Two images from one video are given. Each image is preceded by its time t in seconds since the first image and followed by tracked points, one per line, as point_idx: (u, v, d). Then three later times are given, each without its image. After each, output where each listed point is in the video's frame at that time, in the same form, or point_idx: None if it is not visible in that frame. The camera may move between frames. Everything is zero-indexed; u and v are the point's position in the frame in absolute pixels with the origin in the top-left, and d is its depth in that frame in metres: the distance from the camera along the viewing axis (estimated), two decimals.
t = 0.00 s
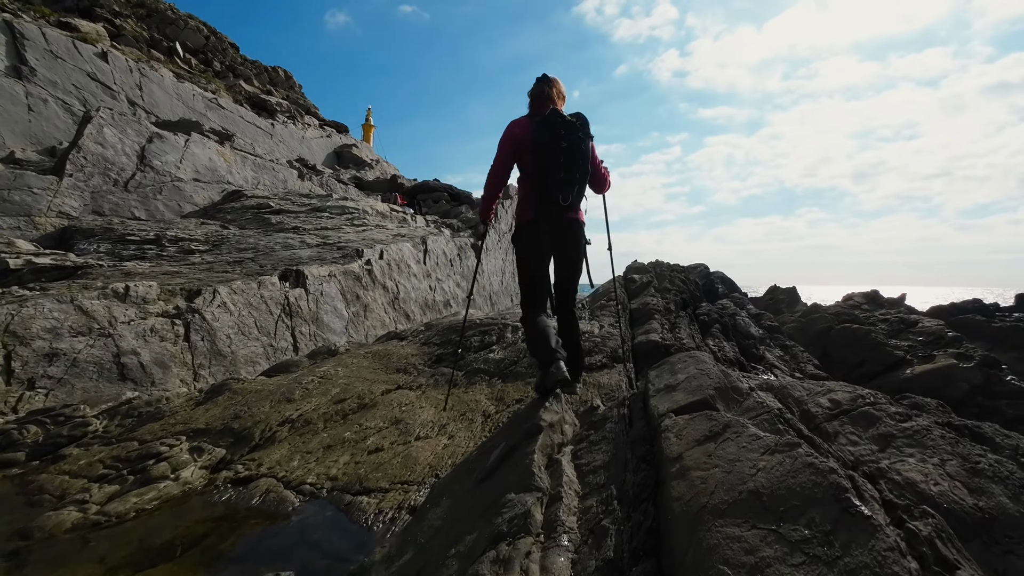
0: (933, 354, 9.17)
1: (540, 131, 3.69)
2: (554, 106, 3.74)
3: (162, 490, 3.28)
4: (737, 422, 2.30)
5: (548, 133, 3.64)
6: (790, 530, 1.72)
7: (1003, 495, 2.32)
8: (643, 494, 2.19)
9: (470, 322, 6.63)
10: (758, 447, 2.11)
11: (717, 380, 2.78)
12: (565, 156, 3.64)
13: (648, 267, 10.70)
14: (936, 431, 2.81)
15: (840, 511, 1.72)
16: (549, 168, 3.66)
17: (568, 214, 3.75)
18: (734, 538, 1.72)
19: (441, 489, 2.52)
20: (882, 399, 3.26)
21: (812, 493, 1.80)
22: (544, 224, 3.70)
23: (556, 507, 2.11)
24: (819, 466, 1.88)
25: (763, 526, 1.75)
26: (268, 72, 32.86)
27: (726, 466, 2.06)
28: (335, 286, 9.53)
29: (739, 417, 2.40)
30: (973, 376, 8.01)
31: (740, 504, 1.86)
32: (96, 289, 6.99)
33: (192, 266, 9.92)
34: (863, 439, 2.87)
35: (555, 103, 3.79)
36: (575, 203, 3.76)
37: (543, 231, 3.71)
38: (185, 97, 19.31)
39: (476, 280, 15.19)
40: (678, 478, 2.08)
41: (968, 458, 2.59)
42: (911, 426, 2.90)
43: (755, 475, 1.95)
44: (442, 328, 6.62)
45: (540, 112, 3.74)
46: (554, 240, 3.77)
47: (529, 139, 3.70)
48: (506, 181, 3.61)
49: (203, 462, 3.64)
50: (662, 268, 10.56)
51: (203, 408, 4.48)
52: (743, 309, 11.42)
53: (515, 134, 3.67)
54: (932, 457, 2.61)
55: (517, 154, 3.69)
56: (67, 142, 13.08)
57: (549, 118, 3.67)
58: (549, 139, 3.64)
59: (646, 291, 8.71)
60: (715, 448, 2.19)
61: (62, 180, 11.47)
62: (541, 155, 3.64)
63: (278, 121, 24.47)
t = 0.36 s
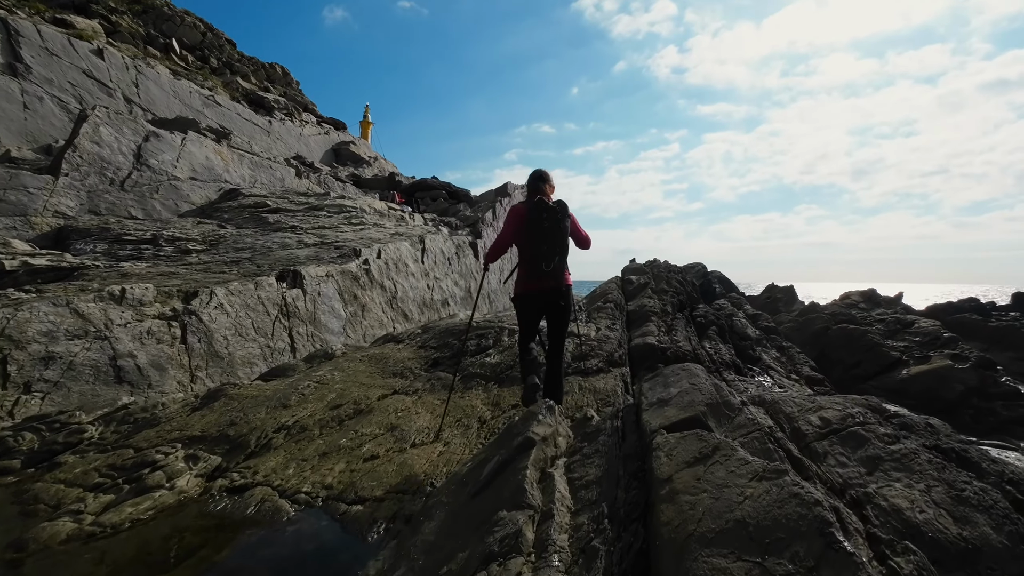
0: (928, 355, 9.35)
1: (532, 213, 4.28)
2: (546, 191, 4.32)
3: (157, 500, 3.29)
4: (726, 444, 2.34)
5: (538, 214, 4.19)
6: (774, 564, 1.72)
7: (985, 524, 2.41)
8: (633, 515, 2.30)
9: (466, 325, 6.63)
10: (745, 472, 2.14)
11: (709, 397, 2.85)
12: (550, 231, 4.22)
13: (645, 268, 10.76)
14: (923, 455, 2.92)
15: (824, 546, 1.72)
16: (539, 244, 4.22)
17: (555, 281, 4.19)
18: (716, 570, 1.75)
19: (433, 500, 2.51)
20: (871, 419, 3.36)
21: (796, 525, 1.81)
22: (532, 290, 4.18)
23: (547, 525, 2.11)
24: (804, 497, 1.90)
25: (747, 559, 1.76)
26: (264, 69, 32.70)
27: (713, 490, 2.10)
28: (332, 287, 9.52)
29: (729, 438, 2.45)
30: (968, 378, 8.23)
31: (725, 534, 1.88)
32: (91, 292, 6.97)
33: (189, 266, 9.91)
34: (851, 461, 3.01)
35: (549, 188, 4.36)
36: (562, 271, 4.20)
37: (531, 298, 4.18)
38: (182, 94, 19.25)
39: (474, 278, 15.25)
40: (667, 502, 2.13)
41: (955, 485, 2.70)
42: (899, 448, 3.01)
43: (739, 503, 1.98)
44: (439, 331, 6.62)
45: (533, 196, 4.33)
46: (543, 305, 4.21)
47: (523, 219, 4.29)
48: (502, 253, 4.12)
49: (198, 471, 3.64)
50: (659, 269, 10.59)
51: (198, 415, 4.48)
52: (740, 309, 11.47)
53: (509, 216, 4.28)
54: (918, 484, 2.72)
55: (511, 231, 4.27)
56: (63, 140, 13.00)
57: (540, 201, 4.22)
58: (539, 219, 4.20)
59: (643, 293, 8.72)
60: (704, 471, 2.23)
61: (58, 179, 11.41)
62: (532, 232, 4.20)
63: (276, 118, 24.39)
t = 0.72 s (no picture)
0: (925, 353, 9.42)
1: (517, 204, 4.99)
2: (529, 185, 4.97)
3: (154, 507, 3.30)
4: (718, 466, 2.36)
5: (521, 205, 4.88)
6: None
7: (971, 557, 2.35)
8: (625, 533, 2.27)
9: (463, 325, 6.65)
10: (735, 496, 2.17)
11: (703, 411, 2.93)
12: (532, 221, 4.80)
13: (643, 266, 10.78)
14: (913, 478, 2.86)
15: None
16: (521, 231, 4.96)
17: (535, 264, 4.94)
18: None
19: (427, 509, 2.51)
20: (866, 439, 3.27)
21: (782, 556, 1.84)
22: (515, 272, 4.96)
23: (540, 541, 2.12)
24: (792, 528, 1.92)
25: None
26: (262, 62, 32.46)
27: (704, 515, 2.11)
28: (331, 284, 9.53)
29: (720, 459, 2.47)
30: (964, 376, 8.28)
31: (714, 562, 1.89)
32: (88, 292, 6.94)
33: (187, 264, 9.89)
34: (842, 482, 2.92)
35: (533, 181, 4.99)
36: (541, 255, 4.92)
37: (513, 278, 5.00)
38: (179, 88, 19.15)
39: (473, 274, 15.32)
40: (659, 525, 2.13)
41: (943, 512, 2.64)
42: (890, 470, 2.95)
43: (729, 529, 2.00)
44: (437, 331, 6.64)
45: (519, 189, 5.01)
46: (524, 284, 5.01)
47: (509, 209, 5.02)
48: (490, 241, 4.92)
49: (195, 476, 3.66)
50: (657, 267, 10.64)
51: (195, 418, 4.49)
52: (738, 307, 11.55)
53: (498, 206, 5.04)
54: (907, 508, 2.66)
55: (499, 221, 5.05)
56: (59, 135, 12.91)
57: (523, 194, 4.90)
58: (521, 210, 4.87)
59: (641, 291, 8.74)
60: (695, 493, 2.25)
61: (54, 176, 11.33)
62: (515, 221, 4.92)
63: (274, 112, 24.29)
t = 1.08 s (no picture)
0: (922, 351, 9.47)
1: (506, 197, 5.60)
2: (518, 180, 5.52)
3: (152, 516, 3.32)
4: (708, 492, 2.41)
5: (509, 199, 5.46)
6: None
7: None
8: (616, 555, 2.29)
9: (461, 327, 6.65)
10: (724, 526, 2.20)
11: (694, 428, 3.03)
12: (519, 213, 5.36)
13: (641, 265, 10.80)
14: (899, 506, 2.87)
15: None
16: (510, 222, 5.56)
17: (521, 252, 5.56)
18: None
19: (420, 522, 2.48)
20: (854, 460, 3.25)
21: None
22: (503, 258, 5.58)
23: (532, 561, 2.14)
24: (776, 564, 1.97)
25: None
26: (259, 54, 32.23)
27: (692, 543, 2.14)
28: (329, 281, 9.54)
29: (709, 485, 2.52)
30: (960, 375, 8.36)
31: None
32: (85, 293, 6.90)
33: (185, 262, 9.87)
34: (829, 506, 2.90)
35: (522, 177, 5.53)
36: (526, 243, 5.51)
37: (503, 263, 5.64)
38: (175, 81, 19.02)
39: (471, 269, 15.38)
40: (649, 550, 2.16)
41: (926, 543, 2.65)
42: (877, 496, 2.94)
43: (716, 560, 2.04)
44: (434, 332, 6.65)
45: (509, 183, 5.60)
46: (511, 270, 5.63)
47: (500, 202, 5.63)
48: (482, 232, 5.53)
49: (192, 484, 3.68)
50: (654, 265, 10.67)
51: (193, 423, 4.51)
52: (735, 303, 11.61)
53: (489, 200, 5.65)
54: (893, 538, 2.65)
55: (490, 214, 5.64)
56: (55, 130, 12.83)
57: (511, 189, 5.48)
58: (509, 203, 5.44)
59: (639, 291, 8.74)
60: (684, 519, 2.29)
61: (50, 173, 11.26)
62: (503, 214, 5.53)
63: (271, 105, 24.14)
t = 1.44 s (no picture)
0: (918, 351, 9.52)
1: (501, 204, 5.62)
2: (513, 187, 5.59)
3: (149, 527, 3.34)
4: (698, 519, 2.45)
5: (504, 205, 5.51)
6: None
7: None
8: None
9: (458, 330, 6.66)
10: (712, 555, 2.23)
11: (687, 448, 3.17)
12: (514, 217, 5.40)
13: (638, 265, 10.81)
14: (888, 534, 2.74)
15: None
16: (506, 227, 5.60)
17: (518, 257, 5.58)
18: None
19: (415, 534, 2.50)
20: (844, 485, 3.09)
21: None
22: (500, 263, 5.59)
23: None
24: None
25: None
26: (256, 48, 31.96)
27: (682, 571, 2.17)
28: (326, 280, 9.52)
29: (698, 511, 2.57)
30: (955, 375, 8.41)
31: None
32: (80, 295, 6.76)
33: (182, 261, 9.84)
34: (818, 532, 2.77)
35: (516, 184, 5.60)
36: (523, 247, 5.52)
37: (500, 267, 5.65)
38: (171, 76, 18.89)
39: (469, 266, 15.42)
40: None
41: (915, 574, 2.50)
42: (865, 523, 2.80)
43: None
44: (431, 335, 6.66)
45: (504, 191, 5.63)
46: (508, 276, 5.64)
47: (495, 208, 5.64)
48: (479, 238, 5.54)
49: (189, 493, 3.69)
50: (651, 265, 10.70)
51: (190, 430, 4.52)
52: (732, 303, 11.67)
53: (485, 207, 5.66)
54: (880, 567, 2.51)
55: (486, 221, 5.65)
56: (50, 127, 12.74)
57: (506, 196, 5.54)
58: (504, 209, 5.49)
59: (636, 291, 8.76)
60: (673, 546, 2.32)
61: (46, 170, 11.18)
62: (499, 221, 5.54)
63: (268, 100, 24.00)
